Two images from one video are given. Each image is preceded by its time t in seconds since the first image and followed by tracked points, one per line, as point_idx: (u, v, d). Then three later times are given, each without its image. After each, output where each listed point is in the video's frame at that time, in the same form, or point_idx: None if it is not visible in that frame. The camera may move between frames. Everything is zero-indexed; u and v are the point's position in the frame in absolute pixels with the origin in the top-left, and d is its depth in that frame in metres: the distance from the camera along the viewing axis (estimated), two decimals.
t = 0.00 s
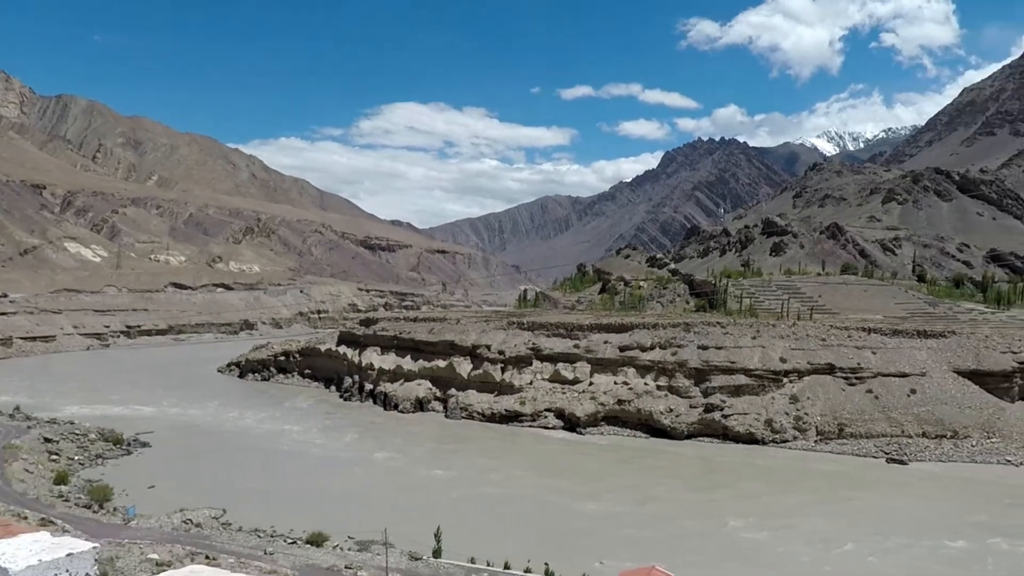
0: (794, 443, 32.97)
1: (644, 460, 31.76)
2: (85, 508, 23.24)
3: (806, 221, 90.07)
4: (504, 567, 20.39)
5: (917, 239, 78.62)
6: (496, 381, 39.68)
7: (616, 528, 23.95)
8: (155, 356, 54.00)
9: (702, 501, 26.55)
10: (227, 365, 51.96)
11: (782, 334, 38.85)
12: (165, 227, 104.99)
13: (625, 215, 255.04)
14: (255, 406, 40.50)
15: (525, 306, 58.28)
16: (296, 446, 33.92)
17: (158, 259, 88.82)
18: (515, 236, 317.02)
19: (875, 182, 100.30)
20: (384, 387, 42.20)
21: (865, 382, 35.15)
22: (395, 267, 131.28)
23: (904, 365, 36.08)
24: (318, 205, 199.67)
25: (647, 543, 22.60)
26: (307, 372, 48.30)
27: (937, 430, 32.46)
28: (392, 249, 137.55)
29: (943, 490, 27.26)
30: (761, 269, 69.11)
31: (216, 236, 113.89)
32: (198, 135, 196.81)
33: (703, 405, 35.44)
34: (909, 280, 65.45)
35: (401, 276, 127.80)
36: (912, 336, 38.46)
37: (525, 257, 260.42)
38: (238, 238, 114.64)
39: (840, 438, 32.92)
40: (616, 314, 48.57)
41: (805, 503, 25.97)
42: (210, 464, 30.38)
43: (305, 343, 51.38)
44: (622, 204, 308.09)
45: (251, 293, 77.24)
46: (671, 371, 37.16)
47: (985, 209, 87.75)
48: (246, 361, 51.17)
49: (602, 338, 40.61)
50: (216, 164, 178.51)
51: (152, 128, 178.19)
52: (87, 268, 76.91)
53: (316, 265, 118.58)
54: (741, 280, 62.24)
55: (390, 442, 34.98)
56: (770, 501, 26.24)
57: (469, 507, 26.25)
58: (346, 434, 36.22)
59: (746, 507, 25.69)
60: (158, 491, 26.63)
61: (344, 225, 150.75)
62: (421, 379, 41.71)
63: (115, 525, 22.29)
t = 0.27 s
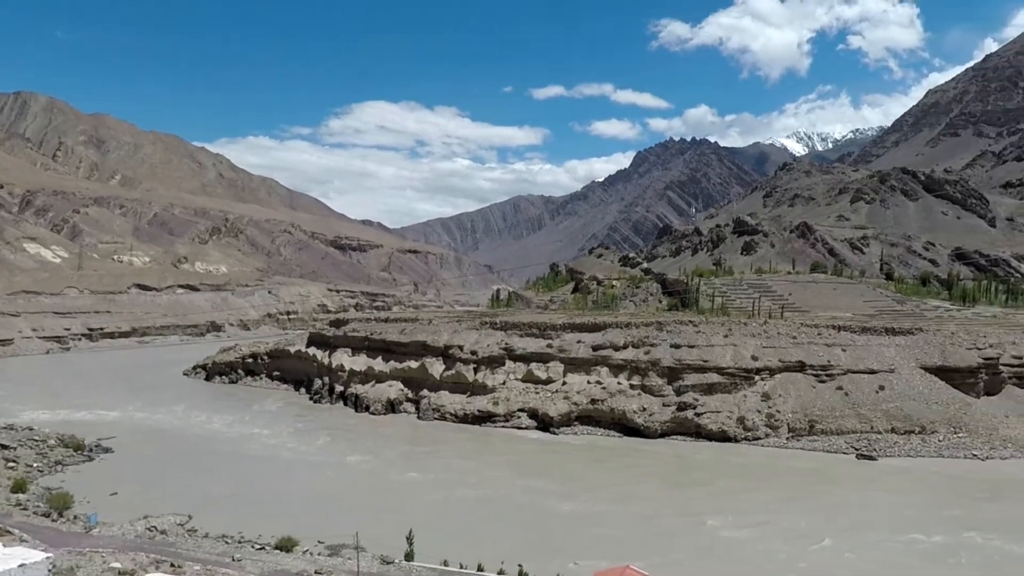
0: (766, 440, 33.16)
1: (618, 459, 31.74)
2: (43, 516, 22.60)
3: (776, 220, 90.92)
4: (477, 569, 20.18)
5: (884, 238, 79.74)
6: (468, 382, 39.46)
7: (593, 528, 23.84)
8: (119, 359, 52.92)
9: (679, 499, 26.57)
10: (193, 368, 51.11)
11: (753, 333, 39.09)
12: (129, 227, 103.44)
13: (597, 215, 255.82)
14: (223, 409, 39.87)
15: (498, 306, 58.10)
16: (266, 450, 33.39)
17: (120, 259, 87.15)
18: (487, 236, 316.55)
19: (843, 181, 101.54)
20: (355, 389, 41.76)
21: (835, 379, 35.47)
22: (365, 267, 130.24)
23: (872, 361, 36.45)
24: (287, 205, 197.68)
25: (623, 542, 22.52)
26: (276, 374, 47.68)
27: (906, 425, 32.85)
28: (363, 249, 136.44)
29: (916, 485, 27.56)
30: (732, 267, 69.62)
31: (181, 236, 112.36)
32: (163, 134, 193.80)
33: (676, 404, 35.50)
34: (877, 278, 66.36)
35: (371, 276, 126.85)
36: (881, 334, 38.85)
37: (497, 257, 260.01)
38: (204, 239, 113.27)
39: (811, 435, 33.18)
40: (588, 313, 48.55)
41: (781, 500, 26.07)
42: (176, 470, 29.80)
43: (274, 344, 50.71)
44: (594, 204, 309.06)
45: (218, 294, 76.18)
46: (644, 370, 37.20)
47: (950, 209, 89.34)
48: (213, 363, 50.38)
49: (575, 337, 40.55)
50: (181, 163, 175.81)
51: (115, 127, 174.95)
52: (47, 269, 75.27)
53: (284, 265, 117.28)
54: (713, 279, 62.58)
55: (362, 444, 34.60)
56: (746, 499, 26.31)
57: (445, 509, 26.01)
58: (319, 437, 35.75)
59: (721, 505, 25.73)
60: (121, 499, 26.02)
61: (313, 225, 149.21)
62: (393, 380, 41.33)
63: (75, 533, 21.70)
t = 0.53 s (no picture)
0: (733, 439, 33.30)
1: (587, 460, 31.63)
2: None
3: (741, 220, 91.79)
4: (445, 573, 19.90)
5: (847, 238, 80.91)
6: (435, 384, 39.09)
7: (565, 530, 23.67)
8: (72, 365, 51.67)
9: (650, 499, 26.52)
10: (151, 373, 50.01)
11: (719, 332, 39.26)
12: (82, 229, 101.71)
13: (564, 215, 256.22)
14: (183, 415, 39.00)
15: (464, 307, 57.79)
16: (228, 457, 32.69)
17: (74, 262, 85.01)
18: (454, 236, 315.47)
19: (806, 182, 103.01)
20: (319, 392, 41.14)
21: (799, 377, 35.78)
22: (329, 269, 128.81)
23: (836, 359, 36.86)
24: (248, 206, 194.89)
25: (595, 543, 22.41)
26: (237, 379, 46.81)
27: (868, 422, 33.24)
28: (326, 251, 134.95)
29: (881, 480, 27.87)
30: (699, 267, 70.14)
31: (137, 238, 110.35)
32: (119, 135, 189.65)
33: (643, 404, 35.51)
34: (839, 277, 67.28)
35: (335, 278, 125.54)
36: (844, 332, 39.31)
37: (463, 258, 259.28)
38: (161, 240, 111.39)
39: (776, 432, 33.39)
40: (555, 314, 48.49)
41: (750, 498, 26.15)
42: (134, 477, 29.06)
43: (235, 348, 49.80)
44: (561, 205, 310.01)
45: (176, 297, 74.86)
46: (612, 370, 37.15)
47: (910, 209, 91.03)
48: (172, 368, 49.34)
49: (542, 339, 40.39)
50: (138, 163, 172.19)
51: (68, 126, 170.73)
52: None
53: (245, 267, 115.50)
54: (680, 279, 62.96)
55: (327, 449, 34.05)
56: (717, 497, 26.35)
57: (414, 513, 25.66)
58: (283, 442, 35.12)
59: (692, 504, 25.75)
60: (77, 508, 25.29)
61: (275, 227, 147.17)
62: (358, 384, 40.80)
63: (27, 546, 21.00)
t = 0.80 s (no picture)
0: (693, 435, 33.50)
1: (550, 459, 31.54)
2: None
3: (699, 219, 92.66)
4: None
5: (803, 236, 82.27)
6: (394, 385, 38.64)
7: (529, 530, 23.51)
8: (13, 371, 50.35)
9: (614, 497, 26.51)
10: (98, 378, 48.74)
11: (679, 330, 39.45)
12: (24, 230, 99.58)
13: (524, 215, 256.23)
14: (133, 421, 37.99)
15: (424, 307, 57.39)
16: (182, 463, 31.92)
17: (15, 264, 82.36)
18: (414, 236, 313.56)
19: (763, 181, 104.55)
20: (275, 396, 40.41)
21: (758, 374, 36.14)
22: (284, 269, 126.93)
23: (793, 355, 37.32)
24: (199, 206, 191.09)
25: (561, 543, 22.27)
26: (189, 383, 45.78)
27: (824, 417, 33.70)
28: (281, 251, 132.92)
29: (839, 474, 28.27)
30: (659, 266, 70.63)
31: (82, 238, 108.19)
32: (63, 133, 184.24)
33: (604, 402, 35.53)
34: (796, 275, 68.24)
35: (291, 279, 123.84)
36: (800, 328, 39.83)
37: (422, 258, 258.00)
38: (108, 240, 109.13)
39: (735, 428, 33.67)
40: (515, 313, 48.37)
41: (713, 494, 26.29)
42: (84, 485, 28.26)
43: (186, 352, 48.69)
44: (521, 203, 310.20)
45: (124, 298, 73.22)
46: (572, 369, 37.10)
47: (864, 208, 92.80)
48: (121, 373, 48.08)
49: (502, 338, 40.20)
50: (83, 161, 167.50)
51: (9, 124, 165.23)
52: None
53: (195, 268, 113.39)
54: (640, 277, 63.34)
55: (285, 453, 33.43)
56: (681, 494, 26.44)
57: (376, 517, 25.25)
58: (239, 447, 34.40)
59: (656, 501, 25.80)
60: (23, 520, 24.47)
61: (228, 227, 144.48)
62: (315, 386, 40.17)
63: None
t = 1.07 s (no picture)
0: (640, 432, 33.55)
1: (498, 459, 31.19)
2: None
3: (645, 217, 93.51)
4: None
5: (746, 234, 83.69)
6: (338, 387, 37.79)
7: (480, 530, 23.11)
8: None
9: (565, 495, 26.29)
10: (21, 386, 46.82)
11: (626, 328, 39.50)
12: None
13: (471, 213, 255.24)
14: (61, 430, 36.38)
15: (368, 307, 56.50)
16: (115, 473, 30.64)
17: None
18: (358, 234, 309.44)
19: (708, 179, 106.12)
20: (212, 400, 39.17)
21: (704, 370, 36.41)
22: (221, 269, 123.56)
23: (737, 351, 37.73)
24: (129, 204, 184.74)
25: (512, 544, 21.93)
26: (120, 390, 44.16)
27: (768, 411, 34.11)
28: (218, 250, 129.35)
29: (785, 466, 28.59)
30: (606, 264, 70.98)
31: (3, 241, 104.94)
32: None
33: (553, 400, 35.33)
34: (740, 272, 69.25)
35: (228, 279, 120.86)
36: (745, 325, 40.30)
37: (365, 257, 255.01)
38: (31, 242, 105.38)
39: (682, 424, 33.83)
40: (461, 312, 47.90)
41: (664, 489, 26.28)
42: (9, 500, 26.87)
43: (116, 356, 46.95)
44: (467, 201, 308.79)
45: (49, 302, 71.19)
46: (520, 368, 36.81)
47: (805, 206, 94.81)
48: (46, 380, 46.13)
49: (448, 338, 39.69)
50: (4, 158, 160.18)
51: None
52: None
53: (125, 268, 110.10)
54: (587, 275, 63.49)
55: (224, 460, 32.36)
56: (632, 490, 26.38)
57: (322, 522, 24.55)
58: (176, 455, 33.16)
59: (608, 498, 25.66)
60: None
61: (161, 226, 140.07)
62: (254, 390, 39.06)
63: None
